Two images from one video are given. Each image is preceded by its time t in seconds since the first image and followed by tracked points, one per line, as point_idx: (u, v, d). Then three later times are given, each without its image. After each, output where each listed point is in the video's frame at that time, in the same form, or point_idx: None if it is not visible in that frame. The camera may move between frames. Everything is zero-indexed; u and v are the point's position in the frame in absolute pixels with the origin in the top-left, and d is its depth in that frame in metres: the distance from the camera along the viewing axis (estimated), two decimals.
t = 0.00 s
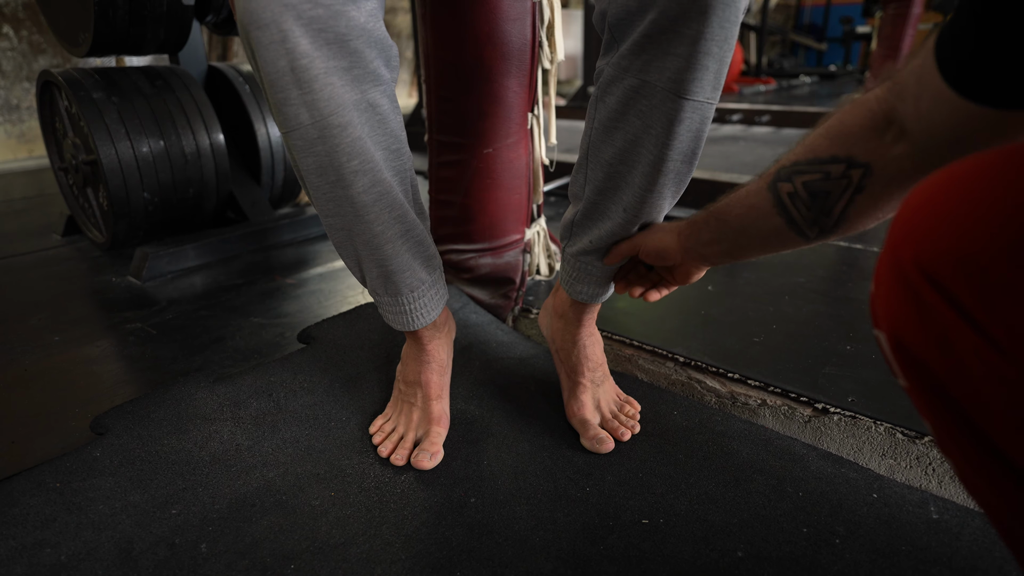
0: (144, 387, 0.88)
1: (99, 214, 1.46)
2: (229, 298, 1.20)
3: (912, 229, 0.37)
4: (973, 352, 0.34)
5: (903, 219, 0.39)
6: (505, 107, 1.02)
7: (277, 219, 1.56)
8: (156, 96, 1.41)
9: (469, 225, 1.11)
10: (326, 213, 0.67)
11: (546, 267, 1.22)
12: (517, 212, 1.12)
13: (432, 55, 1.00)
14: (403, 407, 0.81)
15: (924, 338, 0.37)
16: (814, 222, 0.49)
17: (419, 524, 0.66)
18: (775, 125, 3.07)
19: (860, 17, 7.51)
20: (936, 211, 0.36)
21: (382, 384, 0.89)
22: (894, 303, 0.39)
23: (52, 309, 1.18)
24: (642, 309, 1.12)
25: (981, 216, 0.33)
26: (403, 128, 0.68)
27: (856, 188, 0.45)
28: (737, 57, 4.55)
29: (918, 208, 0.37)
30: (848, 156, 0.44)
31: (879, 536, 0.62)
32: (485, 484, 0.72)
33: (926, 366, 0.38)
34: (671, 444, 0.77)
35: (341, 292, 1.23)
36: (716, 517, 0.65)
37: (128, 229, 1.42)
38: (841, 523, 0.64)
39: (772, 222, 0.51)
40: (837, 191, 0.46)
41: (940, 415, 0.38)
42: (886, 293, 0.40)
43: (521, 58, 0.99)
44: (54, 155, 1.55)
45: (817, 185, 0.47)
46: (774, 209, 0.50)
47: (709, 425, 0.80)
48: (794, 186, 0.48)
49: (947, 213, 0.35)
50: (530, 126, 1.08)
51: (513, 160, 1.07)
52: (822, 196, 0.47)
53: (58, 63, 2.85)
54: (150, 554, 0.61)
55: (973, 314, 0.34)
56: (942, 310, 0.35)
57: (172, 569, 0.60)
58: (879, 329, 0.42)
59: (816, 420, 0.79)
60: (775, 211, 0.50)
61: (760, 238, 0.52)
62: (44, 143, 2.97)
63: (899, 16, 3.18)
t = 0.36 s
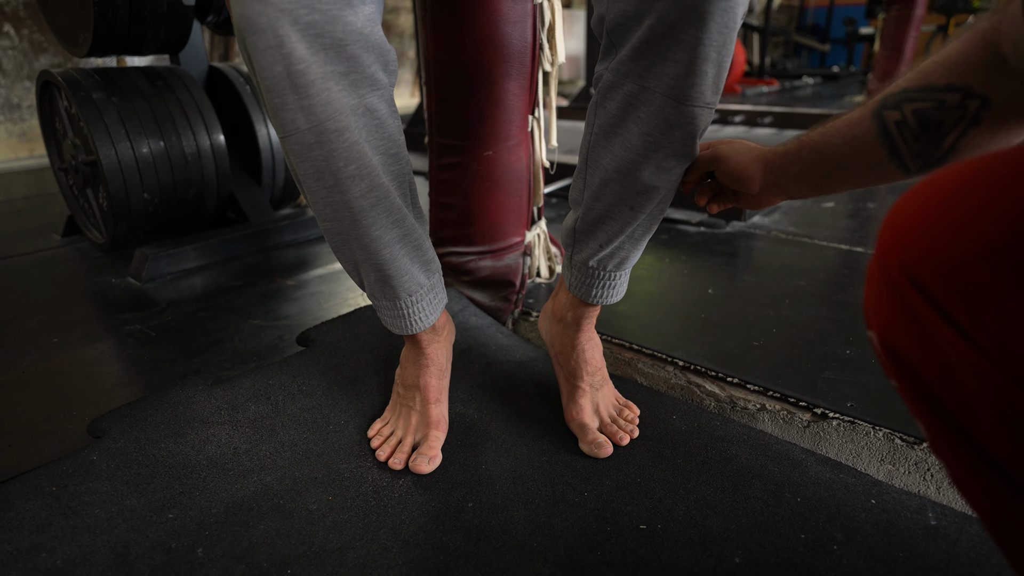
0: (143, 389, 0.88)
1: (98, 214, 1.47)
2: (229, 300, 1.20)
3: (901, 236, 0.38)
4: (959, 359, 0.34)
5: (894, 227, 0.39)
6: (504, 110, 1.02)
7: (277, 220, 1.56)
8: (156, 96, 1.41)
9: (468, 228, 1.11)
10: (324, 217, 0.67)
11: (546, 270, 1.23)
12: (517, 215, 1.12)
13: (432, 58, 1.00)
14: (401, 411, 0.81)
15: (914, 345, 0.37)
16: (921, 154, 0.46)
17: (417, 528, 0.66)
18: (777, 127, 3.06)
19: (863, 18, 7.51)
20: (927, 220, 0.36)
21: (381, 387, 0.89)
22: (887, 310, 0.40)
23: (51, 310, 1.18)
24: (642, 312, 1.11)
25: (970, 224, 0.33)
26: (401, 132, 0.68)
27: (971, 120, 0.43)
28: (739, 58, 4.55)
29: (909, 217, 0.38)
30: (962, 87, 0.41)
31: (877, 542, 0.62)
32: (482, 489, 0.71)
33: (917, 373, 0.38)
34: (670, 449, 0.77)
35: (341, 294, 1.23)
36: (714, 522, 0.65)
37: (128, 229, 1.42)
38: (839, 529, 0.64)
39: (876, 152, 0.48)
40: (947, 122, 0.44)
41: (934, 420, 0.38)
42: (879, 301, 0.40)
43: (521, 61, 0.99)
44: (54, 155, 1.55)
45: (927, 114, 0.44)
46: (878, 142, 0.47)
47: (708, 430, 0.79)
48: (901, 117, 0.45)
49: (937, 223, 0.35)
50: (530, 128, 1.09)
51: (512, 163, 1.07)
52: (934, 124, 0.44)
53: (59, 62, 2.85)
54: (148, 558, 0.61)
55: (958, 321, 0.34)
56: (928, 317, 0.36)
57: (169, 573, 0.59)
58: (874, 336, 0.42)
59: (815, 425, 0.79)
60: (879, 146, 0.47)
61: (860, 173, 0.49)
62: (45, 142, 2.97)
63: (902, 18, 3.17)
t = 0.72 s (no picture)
0: (146, 392, 0.89)
1: (100, 216, 1.47)
2: (230, 302, 1.21)
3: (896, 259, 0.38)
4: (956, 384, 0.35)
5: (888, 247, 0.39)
6: (505, 114, 1.02)
7: (279, 222, 1.56)
8: (157, 99, 1.42)
9: (469, 231, 1.11)
10: (326, 222, 0.67)
11: (546, 272, 1.23)
12: (517, 218, 1.12)
13: (433, 62, 1.00)
14: (402, 414, 0.81)
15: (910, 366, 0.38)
16: (807, 252, 0.52)
17: (419, 531, 0.66)
18: (777, 128, 3.06)
19: (863, 18, 7.51)
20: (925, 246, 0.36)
21: (382, 391, 0.89)
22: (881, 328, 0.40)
23: (53, 313, 1.18)
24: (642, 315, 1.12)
25: (971, 249, 0.33)
26: (403, 138, 0.68)
27: (843, 221, 0.49)
28: (740, 59, 4.55)
29: (902, 237, 0.38)
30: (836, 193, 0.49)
31: (877, 547, 0.62)
32: (484, 493, 0.72)
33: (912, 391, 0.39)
34: (671, 453, 0.77)
35: (342, 296, 1.23)
36: (714, 526, 0.66)
37: (130, 232, 1.42)
38: (839, 533, 0.64)
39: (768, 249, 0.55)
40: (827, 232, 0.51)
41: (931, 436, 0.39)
42: (871, 319, 0.41)
43: (522, 65, 0.99)
44: (55, 157, 1.55)
45: (808, 217, 0.51)
46: (772, 240, 0.55)
47: (708, 434, 0.80)
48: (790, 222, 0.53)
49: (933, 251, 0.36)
50: (530, 131, 1.09)
51: (513, 167, 1.07)
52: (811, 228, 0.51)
53: (60, 64, 2.85)
54: (151, 562, 0.61)
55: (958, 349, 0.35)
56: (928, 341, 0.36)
57: None
58: (865, 353, 0.43)
59: (815, 429, 0.79)
60: (773, 243, 0.55)
61: (758, 267, 0.57)
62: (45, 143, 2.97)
63: (902, 19, 3.18)
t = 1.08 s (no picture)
0: (157, 399, 0.91)
1: (115, 229, 1.51)
2: (240, 313, 1.23)
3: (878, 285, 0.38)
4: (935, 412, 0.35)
5: (868, 271, 0.39)
6: (509, 129, 1.05)
7: (289, 236, 1.59)
8: (173, 116, 1.46)
9: (474, 244, 1.13)
10: (334, 232, 0.69)
11: (550, 285, 1.25)
12: (521, 231, 1.14)
13: (439, 79, 1.03)
14: (406, 422, 0.83)
15: (889, 391, 0.38)
16: (848, 167, 0.45)
17: (421, 535, 0.68)
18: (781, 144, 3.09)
19: (870, 35, 7.57)
20: (905, 276, 0.36)
21: (387, 399, 0.91)
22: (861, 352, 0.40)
23: (67, 322, 1.21)
24: (644, 327, 1.13)
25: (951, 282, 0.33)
26: (410, 152, 0.70)
27: (890, 135, 0.42)
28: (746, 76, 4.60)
29: (882, 262, 0.38)
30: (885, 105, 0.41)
31: (871, 553, 0.63)
32: (485, 499, 0.73)
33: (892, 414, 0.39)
34: (670, 461, 0.78)
35: (349, 307, 1.26)
36: (711, 532, 0.67)
37: (143, 244, 1.46)
38: (834, 540, 0.65)
39: (809, 165, 0.48)
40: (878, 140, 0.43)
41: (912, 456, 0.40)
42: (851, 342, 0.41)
43: (526, 81, 1.03)
44: (73, 172, 1.59)
45: (853, 128, 0.44)
46: (814, 151, 0.47)
47: (707, 442, 0.81)
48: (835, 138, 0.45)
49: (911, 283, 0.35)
50: (534, 147, 1.12)
51: (517, 181, 1.10)
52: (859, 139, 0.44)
53: (78, 82, 2.93)
54: (162, 561, 0.63)
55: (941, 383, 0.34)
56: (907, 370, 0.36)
57: None
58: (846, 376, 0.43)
59: (814, 437, 0.80)
60: (815, 155, 0.47)
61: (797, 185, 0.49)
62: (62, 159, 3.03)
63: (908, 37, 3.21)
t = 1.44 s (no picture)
0: (169, 402, 0.93)
1: (139, 249, 1.57)
2: (253, 329, 1.27)
3: (864, 271, 0.33)
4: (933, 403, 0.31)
5: (859, 250, 0.35)
6: (518, 154, 1.10)
7: (304, 259, 1.64)
8: (200, 142, 1.53)
9: (481, 264, 1.16)
10: (345, 239, 0.73)
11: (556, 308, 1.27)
12: (528, 253, 1.18)
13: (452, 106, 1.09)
14: (409, 429, 0.84)
15: (878, 381, 0.34)
16: None
17: (417, 536, 0.68)
18: (793, 186, 3.13)
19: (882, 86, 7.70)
20: (905, 257, 0.31)
21: (391, 409, 0.93)
22: (846, 339, 0.36)
23: (88, 333, 1.25)
24: (648, 350, 1.14)
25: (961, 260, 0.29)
26: (420, 165, 0.74)
27: None
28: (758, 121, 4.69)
29: (876, 241, 0.34)
30: None
31: (869, 566, 0.62)
32: (482, 504, 0.74)
33: (885, 403, 0.35)
34: (668, 474, 0.78)
35: (359, 325, 1.29)
36: (708, 541, 0.66)
37: (165, 263, 1.51)
38: (832, 552, 0.64)
39: None
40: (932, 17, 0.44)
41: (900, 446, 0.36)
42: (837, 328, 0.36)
43: (535, 109, 1.08)
44: (102, 195, 1.67)
45: None
46: None
47: (709, 457, 0.81)
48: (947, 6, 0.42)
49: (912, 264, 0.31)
50: (542, 173, 1.16)
51: (525, 204, 1.14)
52: None
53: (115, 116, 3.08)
54: (165, 551, 0.64)
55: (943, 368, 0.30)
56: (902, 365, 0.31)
57: (181, 566, 0.63)
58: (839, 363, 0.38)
59: (817, 455, 0.80)
60: None
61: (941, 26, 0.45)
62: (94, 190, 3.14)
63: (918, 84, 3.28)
